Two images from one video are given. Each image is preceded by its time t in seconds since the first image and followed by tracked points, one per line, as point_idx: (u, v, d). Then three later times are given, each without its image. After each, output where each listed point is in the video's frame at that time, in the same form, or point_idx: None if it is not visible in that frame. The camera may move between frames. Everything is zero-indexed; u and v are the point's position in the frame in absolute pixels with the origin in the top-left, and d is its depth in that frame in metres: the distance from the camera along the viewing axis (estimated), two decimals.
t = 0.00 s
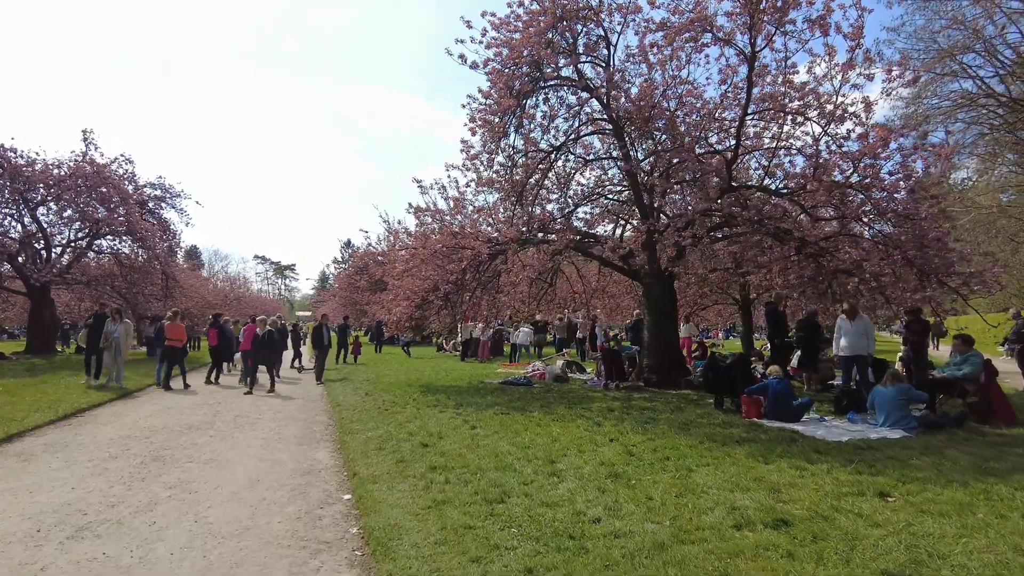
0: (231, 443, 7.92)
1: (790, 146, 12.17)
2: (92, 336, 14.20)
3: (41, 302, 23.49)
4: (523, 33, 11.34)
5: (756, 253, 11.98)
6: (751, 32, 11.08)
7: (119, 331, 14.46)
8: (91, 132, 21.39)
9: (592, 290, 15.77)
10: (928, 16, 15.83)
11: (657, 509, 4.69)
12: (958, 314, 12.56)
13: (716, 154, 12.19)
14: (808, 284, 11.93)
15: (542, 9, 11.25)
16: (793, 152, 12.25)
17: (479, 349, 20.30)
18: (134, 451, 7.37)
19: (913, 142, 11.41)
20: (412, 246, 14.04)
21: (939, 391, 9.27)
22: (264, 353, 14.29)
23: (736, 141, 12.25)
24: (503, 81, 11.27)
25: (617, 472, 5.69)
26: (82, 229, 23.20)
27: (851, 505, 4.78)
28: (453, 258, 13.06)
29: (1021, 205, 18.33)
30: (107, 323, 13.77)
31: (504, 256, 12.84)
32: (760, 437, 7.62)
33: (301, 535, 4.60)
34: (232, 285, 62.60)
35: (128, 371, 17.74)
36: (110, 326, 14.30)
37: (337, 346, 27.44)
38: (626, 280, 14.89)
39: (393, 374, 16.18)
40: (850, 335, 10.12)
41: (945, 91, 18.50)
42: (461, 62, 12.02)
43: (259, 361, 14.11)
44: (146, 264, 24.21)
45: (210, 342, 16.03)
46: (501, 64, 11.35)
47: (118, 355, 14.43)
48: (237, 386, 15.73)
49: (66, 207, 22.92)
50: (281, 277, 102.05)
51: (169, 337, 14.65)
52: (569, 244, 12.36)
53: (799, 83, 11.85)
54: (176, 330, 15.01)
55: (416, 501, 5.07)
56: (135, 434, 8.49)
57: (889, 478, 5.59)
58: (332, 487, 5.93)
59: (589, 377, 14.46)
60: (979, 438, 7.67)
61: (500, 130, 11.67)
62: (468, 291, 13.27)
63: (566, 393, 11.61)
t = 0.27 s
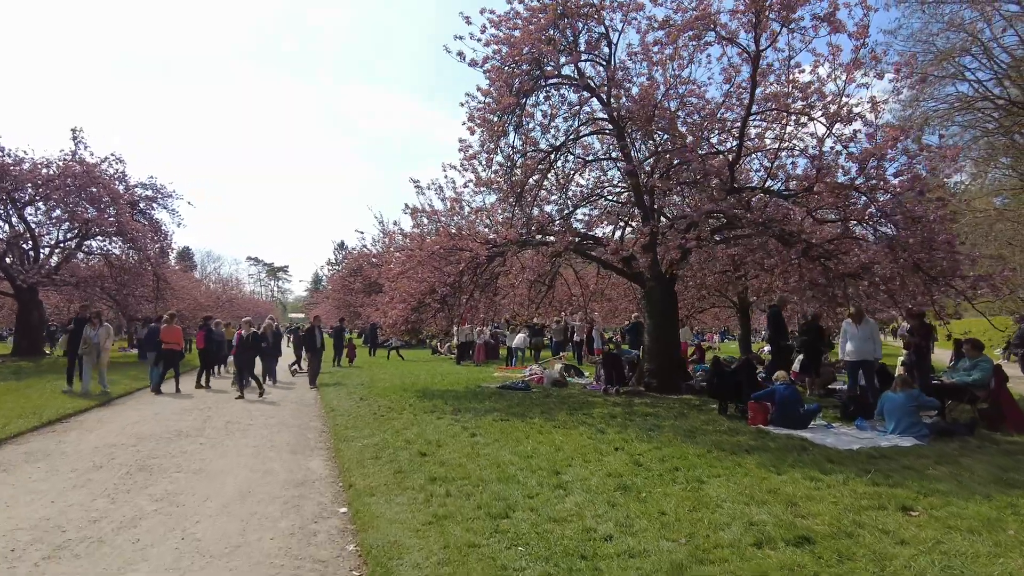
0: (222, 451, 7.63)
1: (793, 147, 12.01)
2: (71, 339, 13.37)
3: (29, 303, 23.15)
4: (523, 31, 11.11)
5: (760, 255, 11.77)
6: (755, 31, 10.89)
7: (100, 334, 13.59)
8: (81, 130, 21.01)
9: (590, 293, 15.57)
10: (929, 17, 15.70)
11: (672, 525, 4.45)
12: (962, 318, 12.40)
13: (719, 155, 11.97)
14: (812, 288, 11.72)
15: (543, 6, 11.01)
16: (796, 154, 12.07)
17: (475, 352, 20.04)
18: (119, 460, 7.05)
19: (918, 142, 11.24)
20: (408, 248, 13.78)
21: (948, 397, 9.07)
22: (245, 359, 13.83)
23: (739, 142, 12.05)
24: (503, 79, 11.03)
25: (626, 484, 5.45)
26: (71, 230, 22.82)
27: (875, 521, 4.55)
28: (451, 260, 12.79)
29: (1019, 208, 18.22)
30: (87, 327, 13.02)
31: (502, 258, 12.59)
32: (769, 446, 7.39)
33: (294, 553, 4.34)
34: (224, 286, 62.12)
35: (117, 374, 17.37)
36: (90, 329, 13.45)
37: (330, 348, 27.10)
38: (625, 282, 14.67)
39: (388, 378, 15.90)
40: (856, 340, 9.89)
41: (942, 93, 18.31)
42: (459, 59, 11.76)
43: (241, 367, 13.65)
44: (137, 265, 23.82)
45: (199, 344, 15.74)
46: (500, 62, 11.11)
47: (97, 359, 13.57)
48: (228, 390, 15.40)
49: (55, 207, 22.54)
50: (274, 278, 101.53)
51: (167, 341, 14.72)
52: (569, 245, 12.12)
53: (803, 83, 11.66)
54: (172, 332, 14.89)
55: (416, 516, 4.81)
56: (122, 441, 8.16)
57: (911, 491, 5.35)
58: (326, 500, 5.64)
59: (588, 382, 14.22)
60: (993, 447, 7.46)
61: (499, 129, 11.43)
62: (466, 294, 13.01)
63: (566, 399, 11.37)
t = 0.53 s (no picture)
0: (207, 459, 7.32)
1: (792, 149, 11.85)
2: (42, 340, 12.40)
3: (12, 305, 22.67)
4: (518, 28, 10.90)
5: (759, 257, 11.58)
6: (755, 30, 10.74)
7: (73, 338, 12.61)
8: (66, 129, 20.61)
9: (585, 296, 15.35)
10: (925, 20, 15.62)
11: (683, 539, 4.21)
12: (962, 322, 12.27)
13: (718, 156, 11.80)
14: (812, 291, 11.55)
15: (539, 4, 10.80)
16: (795, 156, 11.92)
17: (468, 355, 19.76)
18: (98, 468, 6.74)
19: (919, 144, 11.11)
20: (400, 250, 13.51)
21: (953, 402, 8.88)
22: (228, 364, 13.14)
23: (737, 143, 11.87)
24: (499, 77, 10.80)
25: (631, 495, 5.20)
26: (56, 231, 22.38)
27: (895, 533, 4.33)
28: (445, 262, 12.54)
29: (1014, 213, 18.20)
30: (60, 326, 12.10)
31: (497, 260, 12.35)
32: (774, 452, 7.18)
33: (282, 570, 4.07)
34: (212, 289, 61.52)
35: (102, 378, 16.97)
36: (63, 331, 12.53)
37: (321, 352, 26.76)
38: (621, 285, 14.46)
39: (379, 382, 15.59)
40: (858, 343, 9.69)
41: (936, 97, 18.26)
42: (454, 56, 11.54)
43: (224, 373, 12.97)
44: (123, 267, 23.37)
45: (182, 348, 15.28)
46: (496, 60, 10.89)
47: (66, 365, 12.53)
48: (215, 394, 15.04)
49: (40, 207, 22.10)
50: (263, 281, 100.85)
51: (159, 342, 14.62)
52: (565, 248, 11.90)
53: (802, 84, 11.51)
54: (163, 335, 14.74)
55: (411, 530, 4.54)
56: (102, 448, 7.85)
57: (927, 500, 5.15)
58: (316, 512, 5.37)
59: (584, 386, 13.97)
60: (1002, 453, 7.29)
61: (495, 129, 11.21)
62: (459, 296, 12.75)
63: (562, 404, 11.12)
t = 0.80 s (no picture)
0: (191, 466, 7.03)
1: (791, 148, 11.67)
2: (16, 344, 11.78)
3: None
4: (513, 23, 10.66)
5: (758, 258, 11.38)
6: (755, 26, 10.55)
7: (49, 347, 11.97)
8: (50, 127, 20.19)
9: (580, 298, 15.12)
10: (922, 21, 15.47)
11: (695, 554, 3.96)
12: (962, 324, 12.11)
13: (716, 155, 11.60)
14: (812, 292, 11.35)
15: None
16: (794, 155, 11.74)
17: (461, 359, 19.49)
18: (74, 477, 6.41)
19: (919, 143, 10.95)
20: (392, 250, 13.23)
21: (959, 405, 8.70)
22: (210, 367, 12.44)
23: (736, 142, 11.67)
24: (493, 73, 10.55)
25: (636, 505, 4.96)
26: (40, 231, 21.91)
27: (917, 546, 4.10)
28: (438, 263, 12.26)
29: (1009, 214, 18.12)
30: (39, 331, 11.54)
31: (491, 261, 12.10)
32: (779, 458, 6.95)
33: None
34: (202, 292, 60.95)
35: (86, 382, 16.57)
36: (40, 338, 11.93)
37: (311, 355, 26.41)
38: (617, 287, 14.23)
39: (370, 386, 15.29)
40: (861, 345, 9.49)
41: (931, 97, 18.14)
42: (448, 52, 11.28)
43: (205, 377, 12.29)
44: (110, 268, 22.94)
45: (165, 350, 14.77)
46: (492, 56, 10.66)
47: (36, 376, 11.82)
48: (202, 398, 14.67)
49: (24, 207, 21.62)
50: (254, 284, 100.17)
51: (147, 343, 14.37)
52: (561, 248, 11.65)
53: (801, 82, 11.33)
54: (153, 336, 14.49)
55: (404, 543, 4.27)
56: (80, 455, 7.51)
57: (944, 509, 4.92)
58: (304, 524, 5.09)
59: (579, 390, 13.73)
60: (1012, 458, 7.09)
61: (489, 126, 10.95)
62: (453, 298, 12.50)
63: (558, 408, 10.87)
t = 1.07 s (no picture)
0: (176, 478, 6.72)
1: (793, 149, 11.46)
2: None
3: None
4: (511, 21, 10.41)
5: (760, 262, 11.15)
6: (757, 25, 10.35)
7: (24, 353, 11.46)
8: (37, 127, 19.79)
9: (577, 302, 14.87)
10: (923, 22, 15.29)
11: None
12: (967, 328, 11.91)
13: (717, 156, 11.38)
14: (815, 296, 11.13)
15: None
16: (796, 157, 11.53)
17: (456, 364, 19.19)
18: (50, 490, 6.08)
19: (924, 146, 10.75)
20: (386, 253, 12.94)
21: (969, 412, 8.49)
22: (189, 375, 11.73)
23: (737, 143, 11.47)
24: (490, 72, 10.29)
25: (646, 521, 4.69)
26: (26, 234, 21.48)
27: (950, 566, 3.84)
28: (433, 266, 11.98)
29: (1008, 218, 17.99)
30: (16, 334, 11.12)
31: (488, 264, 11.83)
32: (789, 468, 6.70)
33: None
34: (193, 296, 60.41)
35: (72, 388, 16.17)
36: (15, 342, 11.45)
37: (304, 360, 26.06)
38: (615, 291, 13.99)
39: (364, 392, 14.97)
40: (867, 351, 9.28)
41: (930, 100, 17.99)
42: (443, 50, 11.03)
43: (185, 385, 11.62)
44: (99, 272, 22.53)
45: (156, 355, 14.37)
46: (489, 54, 10.42)
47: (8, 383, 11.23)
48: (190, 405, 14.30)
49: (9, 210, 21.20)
50: (246, 288, 99.56)
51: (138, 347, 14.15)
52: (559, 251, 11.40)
53: (803, 83, 11.13)
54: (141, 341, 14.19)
55: (401, 564, 3.99)
56: (59, 467, 7.17)
57: (970, 524, 4.67)
58: (293, 542, 4.79)
59: (578, 396, 13.46)
60: None
61: (486, 126, 10.70)
62: (449, 302, 12.22)
63: (557, 415, 10.59)
